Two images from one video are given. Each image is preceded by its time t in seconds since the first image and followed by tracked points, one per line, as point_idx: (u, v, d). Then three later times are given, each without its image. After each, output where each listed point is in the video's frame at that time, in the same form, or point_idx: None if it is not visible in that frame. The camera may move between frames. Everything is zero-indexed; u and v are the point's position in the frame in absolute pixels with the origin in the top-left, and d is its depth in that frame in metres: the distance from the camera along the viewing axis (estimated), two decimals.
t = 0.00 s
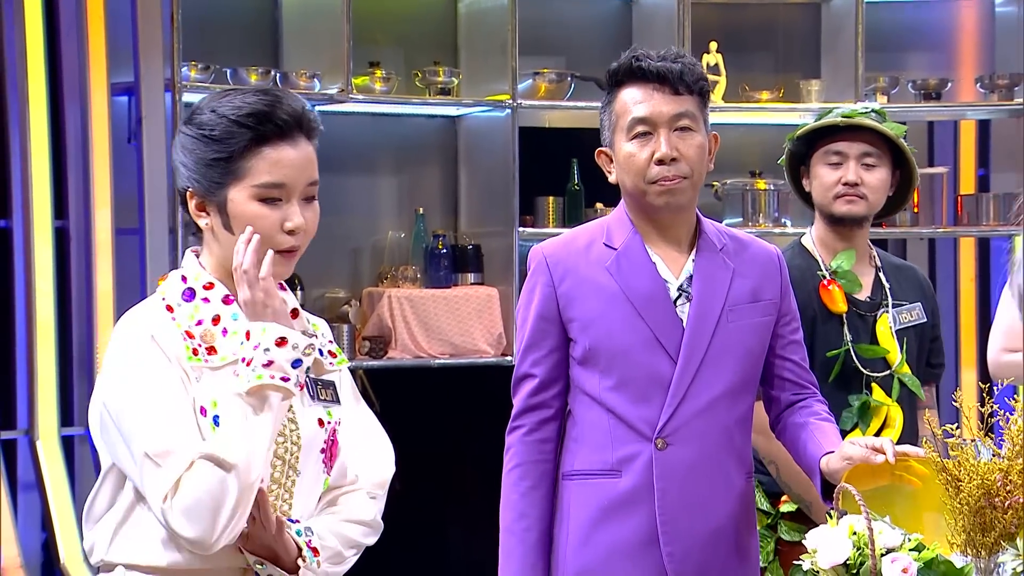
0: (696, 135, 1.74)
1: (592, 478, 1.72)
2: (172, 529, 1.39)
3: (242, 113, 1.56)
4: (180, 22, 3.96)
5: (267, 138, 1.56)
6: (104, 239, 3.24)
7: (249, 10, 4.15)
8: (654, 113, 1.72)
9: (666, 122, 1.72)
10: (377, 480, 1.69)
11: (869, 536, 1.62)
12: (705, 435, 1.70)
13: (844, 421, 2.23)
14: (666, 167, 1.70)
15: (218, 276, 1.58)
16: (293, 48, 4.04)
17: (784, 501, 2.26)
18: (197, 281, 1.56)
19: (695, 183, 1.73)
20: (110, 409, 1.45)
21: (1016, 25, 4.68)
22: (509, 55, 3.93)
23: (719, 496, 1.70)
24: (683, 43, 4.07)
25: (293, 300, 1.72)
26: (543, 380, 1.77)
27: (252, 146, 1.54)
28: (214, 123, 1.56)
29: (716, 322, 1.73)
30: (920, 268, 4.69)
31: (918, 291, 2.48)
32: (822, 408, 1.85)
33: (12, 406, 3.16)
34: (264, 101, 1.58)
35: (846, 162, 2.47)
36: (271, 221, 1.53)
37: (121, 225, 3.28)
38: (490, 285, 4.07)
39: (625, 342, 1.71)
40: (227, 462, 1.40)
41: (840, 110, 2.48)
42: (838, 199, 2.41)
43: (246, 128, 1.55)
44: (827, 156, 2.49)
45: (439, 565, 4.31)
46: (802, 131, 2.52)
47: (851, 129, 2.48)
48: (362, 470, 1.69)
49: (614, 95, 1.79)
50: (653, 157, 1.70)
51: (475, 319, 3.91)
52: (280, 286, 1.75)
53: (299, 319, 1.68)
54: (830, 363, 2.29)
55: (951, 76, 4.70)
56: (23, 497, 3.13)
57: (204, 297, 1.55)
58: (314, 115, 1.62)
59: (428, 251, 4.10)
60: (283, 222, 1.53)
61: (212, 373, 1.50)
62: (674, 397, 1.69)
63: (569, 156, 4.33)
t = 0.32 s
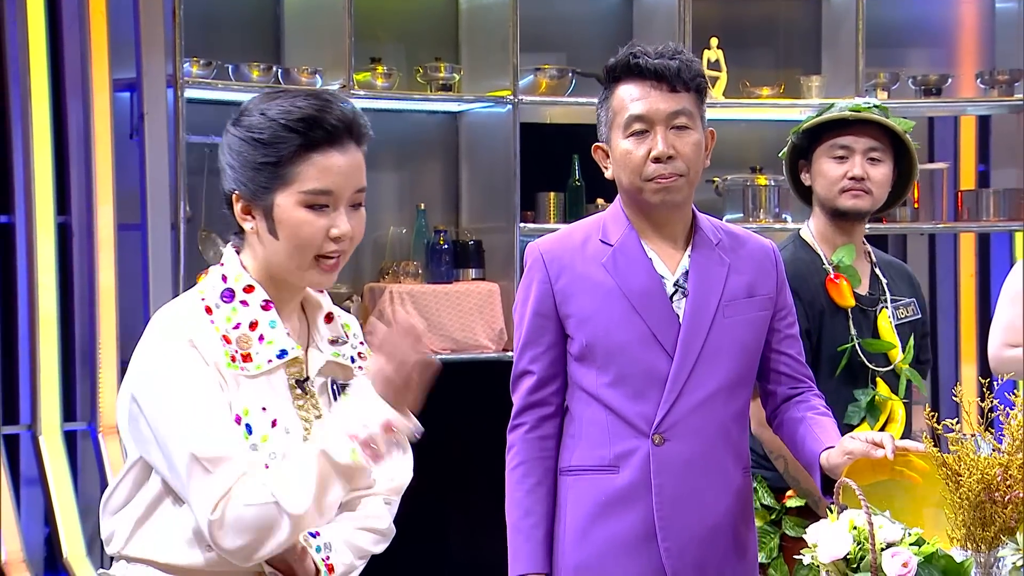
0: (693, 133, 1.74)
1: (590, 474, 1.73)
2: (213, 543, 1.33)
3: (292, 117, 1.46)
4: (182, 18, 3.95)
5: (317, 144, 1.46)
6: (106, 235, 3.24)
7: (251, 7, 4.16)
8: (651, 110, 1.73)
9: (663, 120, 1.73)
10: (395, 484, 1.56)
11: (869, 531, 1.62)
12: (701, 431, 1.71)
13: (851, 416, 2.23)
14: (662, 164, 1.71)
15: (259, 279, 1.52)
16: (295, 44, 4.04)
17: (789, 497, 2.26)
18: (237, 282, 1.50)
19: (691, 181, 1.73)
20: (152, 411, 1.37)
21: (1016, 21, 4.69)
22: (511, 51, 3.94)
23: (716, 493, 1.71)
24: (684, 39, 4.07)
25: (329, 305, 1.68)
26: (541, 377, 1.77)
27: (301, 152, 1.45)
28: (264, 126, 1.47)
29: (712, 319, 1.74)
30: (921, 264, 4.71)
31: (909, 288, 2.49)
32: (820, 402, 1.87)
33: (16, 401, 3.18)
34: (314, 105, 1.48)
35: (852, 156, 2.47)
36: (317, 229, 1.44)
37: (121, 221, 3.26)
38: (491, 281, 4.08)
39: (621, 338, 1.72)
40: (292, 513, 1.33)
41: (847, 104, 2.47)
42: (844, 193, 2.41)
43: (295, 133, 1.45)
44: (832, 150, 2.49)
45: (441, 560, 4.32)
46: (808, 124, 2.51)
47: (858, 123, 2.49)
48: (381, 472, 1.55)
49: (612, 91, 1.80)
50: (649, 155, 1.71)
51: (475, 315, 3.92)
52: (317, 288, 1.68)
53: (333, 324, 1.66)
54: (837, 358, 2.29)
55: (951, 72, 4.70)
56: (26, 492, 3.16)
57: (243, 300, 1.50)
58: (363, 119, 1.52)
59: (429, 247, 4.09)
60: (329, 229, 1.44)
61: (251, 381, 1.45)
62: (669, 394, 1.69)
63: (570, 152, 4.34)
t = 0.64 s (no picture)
0: (686, 130, 1.74)
1: (586, 471, 1.73)
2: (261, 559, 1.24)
3: (330, 118, 1.38)
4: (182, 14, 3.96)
5: (355, 144, 1.37)
6: (106, 230, 3.23)
7: (251, 3, 4.16)
8: (644, 107, 1.73)
9: (655, 117, 1.73)
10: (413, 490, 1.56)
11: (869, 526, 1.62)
12: (695, 428, 1.71)
13: (857, 411, 2.25)
14: (653, 162, 1.71)
15: (297, 284, 1.46)
16: (295, 41, 4.04)
17: (796, 494, 2.25)
18: (277, 288, 1.44)
19: (683, 179, 1.74)
20: (196, 420, 1.27)
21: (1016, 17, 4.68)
22: (511, 48, 3.94)
23: (712, 489, 1.72)
24: (684, 35, 4.08)
25: (361, 305, 1.62)
26: (538, 374, 1.77)
27: (339, 152, 1.37)
28: (299, 127, 1.39)
29: (708, 316, 1.75)
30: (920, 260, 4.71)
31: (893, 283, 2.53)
32: (817, 397, 1.88)
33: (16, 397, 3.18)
34: (351, 103, 1.40)
35: (849, 152, 2.47)
36: (355, 231, 1.36)
37: (122, 217, 3.26)
38: (491, 277, 4.08)
39: (617, 335, 1.72)
40: (345, 530, 1.24)
41: (843, 100, 2.47)
42: (841, 188, 2.42)
43: (333, 134, 1.37)
44: (829, 145, 2.48)
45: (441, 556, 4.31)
46: (804, 118, 2.50)
47: (854, 118, 2.49)
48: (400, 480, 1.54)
49: (606, 86, 1.80)
50: (641, 152, 1.72)
51: (475, 311, 3.92)
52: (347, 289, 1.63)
53: (365, 327, 1.60)
54: (842, 352, 2.30)
55: (951, 68, 4.70)
56: (27, 488, 3.16)
57: (283, 305, 1.43)
58: (402, 118, 1.44)
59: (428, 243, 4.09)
60: (368, 231, 1.36)
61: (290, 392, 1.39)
62: (666, 391, 1.70)
63: (570, 148, 4.34)
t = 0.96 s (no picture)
0: (684, 129, 1.74)
1: (585, 470, 1.73)
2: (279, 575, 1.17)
3: (349, 125, 1.32)
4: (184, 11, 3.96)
5: (374, 153, 1.32)
6: (107, 228, 3.23)
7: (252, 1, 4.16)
8: (642, 106, 1.73)
9: (653, 116, 1.73)
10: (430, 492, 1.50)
11: (869, 523, 1.62)
12: (694, 426, 1.71)
13: (860, 409, 2.24)
14: (651, 161, 1.71)
15: (313, 289, 1.40)
16: (297, 39, 4.04)
17: (799, 493, 2.25)
18: (294, 293, 1.38)
19: (681, 177, 1.74)
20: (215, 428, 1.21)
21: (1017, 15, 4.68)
22: (512, 46, 3.94)
23: (711, 487, 1.72)
24: (686, 33, 4.07)
25: (374, 310, 1.56)
26: (536, 372, 1.78)
27: (358, 161, 1.31)
28: (318, 134, 1.33)
29: (706, 314, 1.75)
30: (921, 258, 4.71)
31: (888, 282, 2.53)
32: (815, 395, 1.88)
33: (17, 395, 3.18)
34: (371, 110, 1.34)
35: (847, 149, 2.46)
36: (373, 240, 1.31)
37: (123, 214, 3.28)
38: (492, 275, 4.08)
39: (616, 333, 1.72)
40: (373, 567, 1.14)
41: (841, 98, 2.47)
42: (839, 186, 2.41)
43: (351, 142, 1.31)
44: (826, 143, 2.48)
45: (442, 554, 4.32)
46: (801, 116, 2.50)
47: (853, 116, 2.48)
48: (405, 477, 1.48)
49: (604, 85, 1.80)
50: (638, 150, 1.72)
51: (477, 309, 3.92)
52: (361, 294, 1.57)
53: (377, 332, 1.54)
54: (845, 350, 2.30)
55: (952, 66, 4.70)
56: (29, 485, 3.18)
57: (299, 312, 1.37)
58: (421, 124, 1.38)
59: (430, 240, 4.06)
60: (386, 240, 1.31)
61: (306, 401, 1.32)
62: (664, 390, 1.70)
63: (572, 146, 4.34)
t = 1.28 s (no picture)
0: (685, 127, 1.75)
1: (588, 467, 1.74)
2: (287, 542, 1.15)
3: (290, 94, 1.34)
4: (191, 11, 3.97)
5: (320, 116, 1.34)
6: (115, 227, 3.25)
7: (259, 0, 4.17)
8: (643, 105, 1.74)
9: (655, 114, 1.74)
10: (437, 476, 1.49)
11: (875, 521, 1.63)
12: (696, 423, 1.72)
13: (860, 407, 2.25)
14: (653, 159, 1.72)
15: (301, 274, 1.40)
16: (303, 38, 4.05)
17: (798, 489, 2.28)
18: (282, 278, 1.36)
19: (683, 175, 1.75)
20: (215, 408, 1.21)
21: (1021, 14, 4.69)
22: (517, 45, 3.95)
23: (714, 485, 1.72)
24: (691, 32, 4.07)
25: (369, 294, 1.53)
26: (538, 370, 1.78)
27: (307, 126, 1.34)
28: (264, 113, 1.35)
29: (707, 312, 1.75)
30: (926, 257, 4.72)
31: (898, 281, 2.53)
32: (819, 392, 1.90)
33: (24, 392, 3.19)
34: (307, 78, 1.36)
35: (856, 149, 2.47)
36: (340, 202, 1.31)
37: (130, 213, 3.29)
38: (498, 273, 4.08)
39: (618, 330, 1.73)
40: (400, 515, 1.15)
41: (851, 98, 2.47)
42: (847, 185, 2.42)
43: (296, 109, 1.33)
44: (836, 142, 2.49)
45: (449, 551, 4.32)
46: (812, 115, 2.50)
47: (861, 116, 2.49)
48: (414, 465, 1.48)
49: (606, 84, 1.81)
50: (641, 149, 1.73)
51: (483, 307, 3.93)
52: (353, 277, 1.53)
53: (372, 316, 1.51)
54: (846, 348, 2.30)
55: (956, 65, 4.71)
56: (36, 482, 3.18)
57: (289, 296, 1.35)
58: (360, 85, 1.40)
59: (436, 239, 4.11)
60: (353, 198, 1.32)
61: (297, 381, 1.31)
62: (666, 387, 1.71)
63: (577, 144, 4.34)
